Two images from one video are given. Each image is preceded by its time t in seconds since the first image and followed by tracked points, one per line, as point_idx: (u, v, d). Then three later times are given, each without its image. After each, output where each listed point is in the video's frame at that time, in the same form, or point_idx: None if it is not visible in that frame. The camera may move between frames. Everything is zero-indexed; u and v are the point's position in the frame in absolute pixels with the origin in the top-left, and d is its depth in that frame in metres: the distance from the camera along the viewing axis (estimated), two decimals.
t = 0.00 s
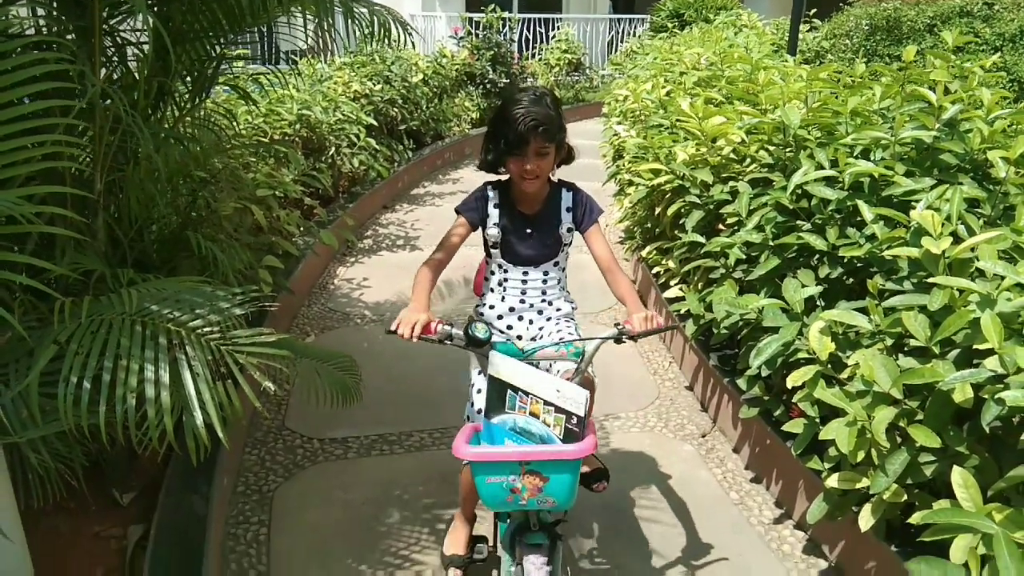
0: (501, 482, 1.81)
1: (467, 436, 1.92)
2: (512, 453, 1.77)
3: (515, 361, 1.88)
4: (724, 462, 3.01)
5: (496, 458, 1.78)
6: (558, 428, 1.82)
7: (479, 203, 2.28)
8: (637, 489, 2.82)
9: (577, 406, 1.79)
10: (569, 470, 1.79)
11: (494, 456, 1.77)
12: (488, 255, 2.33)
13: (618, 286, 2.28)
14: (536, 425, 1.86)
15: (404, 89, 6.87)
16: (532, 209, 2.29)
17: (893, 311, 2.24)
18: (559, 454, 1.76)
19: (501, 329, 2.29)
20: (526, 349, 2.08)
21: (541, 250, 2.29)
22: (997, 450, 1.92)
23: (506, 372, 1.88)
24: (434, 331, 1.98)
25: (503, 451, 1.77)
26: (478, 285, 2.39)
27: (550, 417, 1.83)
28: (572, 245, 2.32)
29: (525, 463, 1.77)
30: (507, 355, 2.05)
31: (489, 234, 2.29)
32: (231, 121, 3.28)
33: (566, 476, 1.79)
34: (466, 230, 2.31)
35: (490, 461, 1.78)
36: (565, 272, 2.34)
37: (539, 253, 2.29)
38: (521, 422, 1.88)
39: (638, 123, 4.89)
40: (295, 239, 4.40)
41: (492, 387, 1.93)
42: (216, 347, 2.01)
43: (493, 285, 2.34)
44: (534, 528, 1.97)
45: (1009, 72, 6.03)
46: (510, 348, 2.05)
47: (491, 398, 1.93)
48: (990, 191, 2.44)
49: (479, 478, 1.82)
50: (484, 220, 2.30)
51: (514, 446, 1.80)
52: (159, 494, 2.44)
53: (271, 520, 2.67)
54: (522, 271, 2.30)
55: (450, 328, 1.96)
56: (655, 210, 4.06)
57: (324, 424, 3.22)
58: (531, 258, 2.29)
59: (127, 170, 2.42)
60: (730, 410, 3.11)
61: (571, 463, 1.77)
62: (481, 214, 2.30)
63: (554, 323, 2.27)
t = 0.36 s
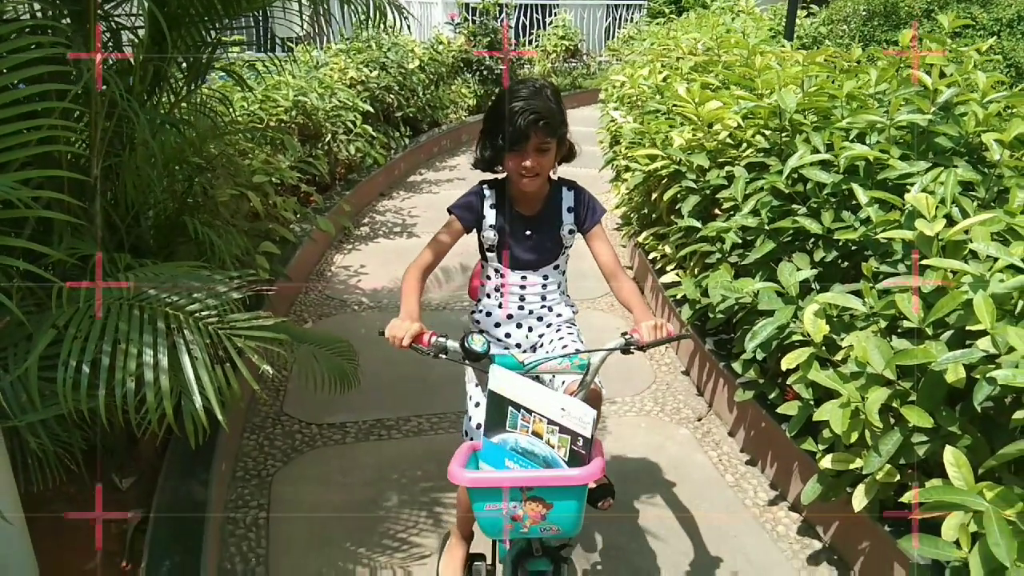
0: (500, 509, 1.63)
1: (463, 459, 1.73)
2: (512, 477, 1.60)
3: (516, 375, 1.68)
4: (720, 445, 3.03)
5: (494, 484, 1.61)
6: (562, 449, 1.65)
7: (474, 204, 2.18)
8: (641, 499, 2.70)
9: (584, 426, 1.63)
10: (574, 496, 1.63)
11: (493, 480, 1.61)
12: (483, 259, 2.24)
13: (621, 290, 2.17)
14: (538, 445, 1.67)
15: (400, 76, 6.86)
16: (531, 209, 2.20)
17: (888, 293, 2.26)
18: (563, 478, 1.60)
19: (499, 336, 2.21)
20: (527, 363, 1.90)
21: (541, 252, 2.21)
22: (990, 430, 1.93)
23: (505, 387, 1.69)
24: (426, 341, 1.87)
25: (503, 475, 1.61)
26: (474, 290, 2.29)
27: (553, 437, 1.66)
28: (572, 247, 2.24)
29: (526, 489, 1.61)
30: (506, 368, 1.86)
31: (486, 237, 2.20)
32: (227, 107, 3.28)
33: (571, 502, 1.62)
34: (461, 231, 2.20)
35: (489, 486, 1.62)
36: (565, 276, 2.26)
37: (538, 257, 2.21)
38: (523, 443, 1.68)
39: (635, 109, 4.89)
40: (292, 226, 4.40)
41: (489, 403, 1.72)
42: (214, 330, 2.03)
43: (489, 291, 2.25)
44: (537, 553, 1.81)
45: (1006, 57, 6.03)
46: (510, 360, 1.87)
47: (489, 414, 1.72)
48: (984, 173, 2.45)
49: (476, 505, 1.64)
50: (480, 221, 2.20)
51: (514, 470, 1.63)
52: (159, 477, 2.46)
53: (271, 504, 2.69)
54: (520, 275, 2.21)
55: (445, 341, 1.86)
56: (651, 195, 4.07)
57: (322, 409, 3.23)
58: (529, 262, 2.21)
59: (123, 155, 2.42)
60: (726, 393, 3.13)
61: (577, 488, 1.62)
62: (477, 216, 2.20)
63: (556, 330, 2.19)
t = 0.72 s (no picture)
0: (495, 525, 1.60)
1: (458, 471, 1.70)
2: (507, 493, 1.57)
3: (510, 386, 1.64)
4: (713, 432, 3.05)
5: (487, 501, 1.58)
6: (559, 462, 1.60)
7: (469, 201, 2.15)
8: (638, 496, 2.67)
9: (580, 440, 1.56)
10: (570, 512, 1.59)
11: (487, 497, 1.57)
12: (479, 258, 2.21)
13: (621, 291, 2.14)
14: (534, 458, 1.63)
15: (393, 66, 6.84)
16: (527, 207, 2.16)
17: (878, 279, 2.27)
18: (559, 495, 1.56)
19: (494, 339, 2.18)
20: (525, 369, 1.84)
21: (537, 252, 2.17)
22: (979, 413, 1.96)
23: (499, 398, 1.66)
24: (416, 348, 1.82)
25: (498, 492, 1.57)
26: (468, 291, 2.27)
27: (550, 450, 1.61)
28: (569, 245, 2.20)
29: (521, 505, 1.57)
30: (501, 376, 1.81)
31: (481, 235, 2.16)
32: (219, 95, 3.27)
33: (568, 518, 1.59)
34: (455, 229, 2.17)
35: (483, 503, 1.58)
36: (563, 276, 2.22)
37: (535, 256, 2.17)
38: (518, 454, 1.66)
39: (628, 98, 4.89)
40: (286, 216, 4.40)
41: (484, 413, 1.70)
42: (208, 318, 2.04)
43: (484, 293, 2.21)
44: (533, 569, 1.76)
45: (999, 46, 6.04)
46: (505, 367, 1.81)
47: (484, 425, 1.70)
48: (975, 160, 2.46)
49: (470, 520, 1.61)
50: (475, 220, 2.16)
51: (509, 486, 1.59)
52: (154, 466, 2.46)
53: (266, 492, 2.70)
54: (516, 275, 2.18)
55: (437, 346, 1.81)
56: (645, 184, 4.07)
57: (317, 398, 3.24)
58: (525, 262, 2.17)
59: (116, 143, 2.42)
60: (719, 380, 3.14)
61: (574, 504, 1.57)
62: (472, 214, 2.17)
63: (552, 332, 2.16)
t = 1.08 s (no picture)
0: (485, 540, 1.52)
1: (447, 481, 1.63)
2: (496, 507, 1.48)
3: (497, 391, 1.54)
4: (700, 404, 3.09)
5: (476, 516, 1.50)
6: (553, 471, 1.51)
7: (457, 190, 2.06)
8: (628, 471, 2.69)
9: (575, 447, 1.45)
10: (565, 525, 1.50)
11: (476, 510, 1.49)
12: (467, 251, 2.12)
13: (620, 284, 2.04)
14: (526, 467, 1.54)
15: (380, 43, 6.79)
16: (518, 197, 2.08)
17: (863, 251, 2.30)
18: (553, 509, 1.47)
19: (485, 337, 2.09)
20: (517, 370, 1.75)
21: (529, 244, 2.08)
22: (960, 380, 1.99)
23: (488, 402, 1.56)
24: (400, 350, 1.68)
25: (487, 505, 1.48)
26: (456, 285, 2.18)
27: (543, 459, 1.51)
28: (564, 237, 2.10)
29: (512, 520, 1.49)
30: (492, 377, 1.72)
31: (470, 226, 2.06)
32: (205, 71, 3.24)
33: (563, 532, 1.50)
34: (441, 221, 2.07)
35: (470, 516, 1.50)
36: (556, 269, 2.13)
37: (526, 249, 2.08)
38: (510, 462, 1.58)
39: (616, 74, 4.88)
40: (274, 194, 4.38)
41: (473, 418, 1.60)
42: (196, 292, 2.04)
43: (474, 287, 2.13)
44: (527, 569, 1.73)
45: (985, 22, 6.07)
46: (496, 368, 1.72)
47: (473, 431, 1.61)
48: (959, 132, 2.48)
49: (459, 534, 1.53)
50: (462, 210, 2.07)
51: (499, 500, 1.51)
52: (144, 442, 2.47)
53: (258, 467, 2.72)
54: (507, 269, 2.08)
55: (422, 348, 1.67)
56: (633, 160, 4.08)
57: (307, 375, 3.26)
58: (516, 254, 2.08)
59: (100, 118, 2.40)
60: (706, 354, 3.17)
61: (569, 517, 1.49)
62: (459, 204, 2.07)
63: (546, 329, 2.07)
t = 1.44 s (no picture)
0: (498, 545, 1.48)
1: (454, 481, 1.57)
2: (510, 511, 1.43)
3: (511, 388, 1.46)
4: (704, 373, 3.11)
5: (489, 520, 1.44)
6: (569, 472, 1.45)
7: (458, 173, 1.99)
8: (632, 439, 2.71)
9: (592, 445, 1.40)
10: (582, 530, 1.45)
11: (488, 514, 1.43)
12: (470, 236, 2.04)
13: (634, 273, 1.98)
14: (539, 466, 1.48)
15: (381, 18, 6.76)
16: (525, 180, 2.00)
17: (865, 216, 2.31)
18: (570, 514, 1.42)
19: (490, 327, 2.00)
20: (527, 364, 1.66)
21: (536, 230, 2.00)
22: (961, 342, 2.01)
23: (499, 401, 1.47)
24: (405, 343, 1.63)
25: (500, 509, 1.43)
26: (459, 272, 2.10)
27: (559, 460, 1.45)
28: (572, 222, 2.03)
29: (528, 524, 1.44)
30: (501, 372, 1.63)
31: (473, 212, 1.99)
32: (205, 45, 3.24)
33: (581, 537, 1.45)
34: (444, 204, 1.99)
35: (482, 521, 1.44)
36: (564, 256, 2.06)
37: (533, 235, 2.00)
38: (521, 461, 1.51)
39: (618, 46, 4.86)
40: (277, 169, 4.39)
41: (480, 416, 1.52)
42: (201, 262, 2.07)
43: (478, 274, 2.05)
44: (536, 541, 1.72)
45: None
46: (505, 363, 1.63)
47: (480, 428, 1.52)
48: (961, 97, 2.46)
49: (470, 539, 1.49)
50: (466, 194, 1.99)
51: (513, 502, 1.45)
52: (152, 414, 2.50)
53: (266, 438, 2.75)
54: (513, 256, 2.01)
55: (427, 341, 1.62)
56: (635, 131, 4.07)
57: (314, 348, 3.29)
58: (523, 241, 2.00)
59: (103, 91, 2.41)
60: (709, 323, 3.19)
61: (587, 522, 1.44)
62: (462, 187, 1.99)
63: (553, 316, 1.99)
